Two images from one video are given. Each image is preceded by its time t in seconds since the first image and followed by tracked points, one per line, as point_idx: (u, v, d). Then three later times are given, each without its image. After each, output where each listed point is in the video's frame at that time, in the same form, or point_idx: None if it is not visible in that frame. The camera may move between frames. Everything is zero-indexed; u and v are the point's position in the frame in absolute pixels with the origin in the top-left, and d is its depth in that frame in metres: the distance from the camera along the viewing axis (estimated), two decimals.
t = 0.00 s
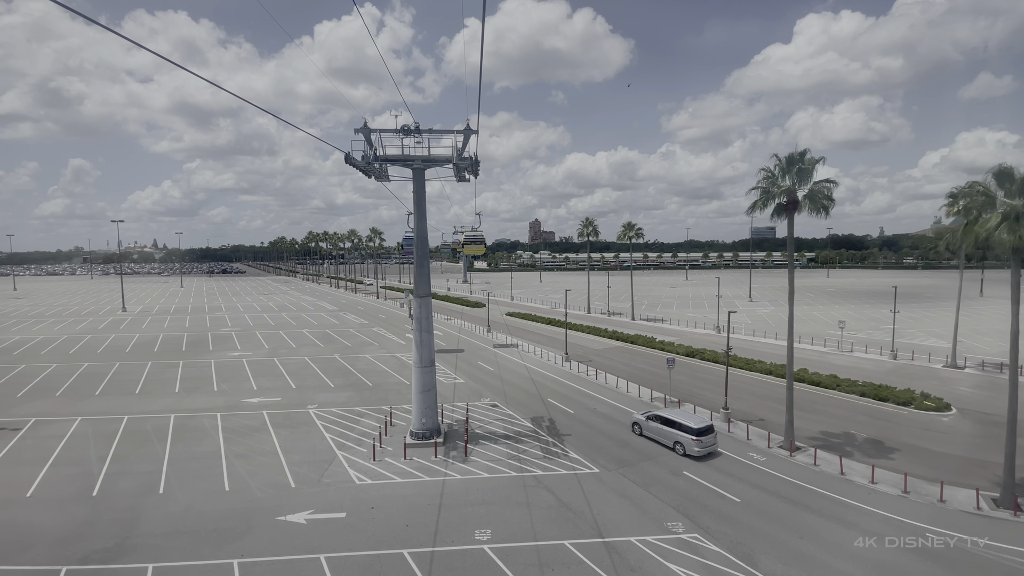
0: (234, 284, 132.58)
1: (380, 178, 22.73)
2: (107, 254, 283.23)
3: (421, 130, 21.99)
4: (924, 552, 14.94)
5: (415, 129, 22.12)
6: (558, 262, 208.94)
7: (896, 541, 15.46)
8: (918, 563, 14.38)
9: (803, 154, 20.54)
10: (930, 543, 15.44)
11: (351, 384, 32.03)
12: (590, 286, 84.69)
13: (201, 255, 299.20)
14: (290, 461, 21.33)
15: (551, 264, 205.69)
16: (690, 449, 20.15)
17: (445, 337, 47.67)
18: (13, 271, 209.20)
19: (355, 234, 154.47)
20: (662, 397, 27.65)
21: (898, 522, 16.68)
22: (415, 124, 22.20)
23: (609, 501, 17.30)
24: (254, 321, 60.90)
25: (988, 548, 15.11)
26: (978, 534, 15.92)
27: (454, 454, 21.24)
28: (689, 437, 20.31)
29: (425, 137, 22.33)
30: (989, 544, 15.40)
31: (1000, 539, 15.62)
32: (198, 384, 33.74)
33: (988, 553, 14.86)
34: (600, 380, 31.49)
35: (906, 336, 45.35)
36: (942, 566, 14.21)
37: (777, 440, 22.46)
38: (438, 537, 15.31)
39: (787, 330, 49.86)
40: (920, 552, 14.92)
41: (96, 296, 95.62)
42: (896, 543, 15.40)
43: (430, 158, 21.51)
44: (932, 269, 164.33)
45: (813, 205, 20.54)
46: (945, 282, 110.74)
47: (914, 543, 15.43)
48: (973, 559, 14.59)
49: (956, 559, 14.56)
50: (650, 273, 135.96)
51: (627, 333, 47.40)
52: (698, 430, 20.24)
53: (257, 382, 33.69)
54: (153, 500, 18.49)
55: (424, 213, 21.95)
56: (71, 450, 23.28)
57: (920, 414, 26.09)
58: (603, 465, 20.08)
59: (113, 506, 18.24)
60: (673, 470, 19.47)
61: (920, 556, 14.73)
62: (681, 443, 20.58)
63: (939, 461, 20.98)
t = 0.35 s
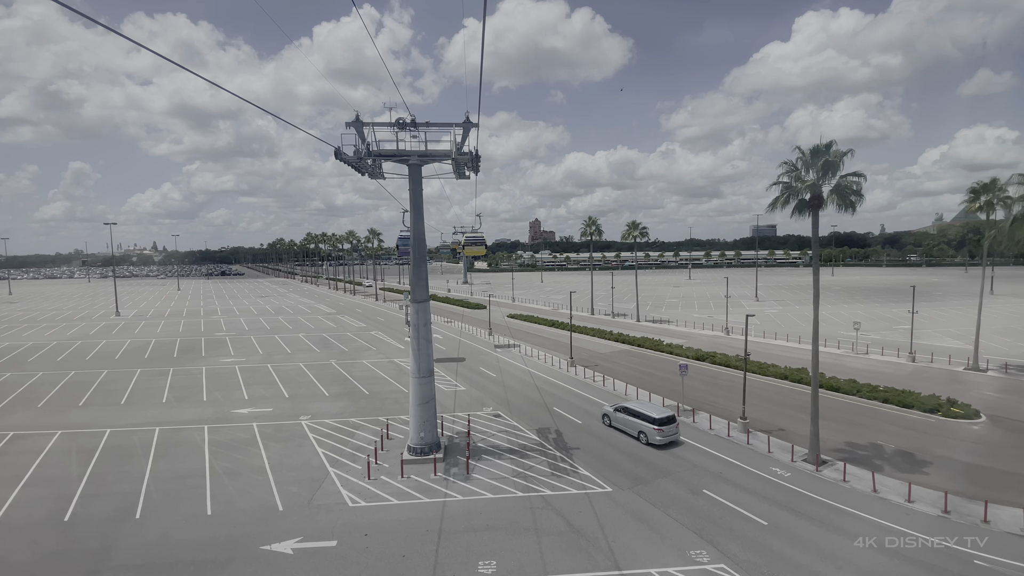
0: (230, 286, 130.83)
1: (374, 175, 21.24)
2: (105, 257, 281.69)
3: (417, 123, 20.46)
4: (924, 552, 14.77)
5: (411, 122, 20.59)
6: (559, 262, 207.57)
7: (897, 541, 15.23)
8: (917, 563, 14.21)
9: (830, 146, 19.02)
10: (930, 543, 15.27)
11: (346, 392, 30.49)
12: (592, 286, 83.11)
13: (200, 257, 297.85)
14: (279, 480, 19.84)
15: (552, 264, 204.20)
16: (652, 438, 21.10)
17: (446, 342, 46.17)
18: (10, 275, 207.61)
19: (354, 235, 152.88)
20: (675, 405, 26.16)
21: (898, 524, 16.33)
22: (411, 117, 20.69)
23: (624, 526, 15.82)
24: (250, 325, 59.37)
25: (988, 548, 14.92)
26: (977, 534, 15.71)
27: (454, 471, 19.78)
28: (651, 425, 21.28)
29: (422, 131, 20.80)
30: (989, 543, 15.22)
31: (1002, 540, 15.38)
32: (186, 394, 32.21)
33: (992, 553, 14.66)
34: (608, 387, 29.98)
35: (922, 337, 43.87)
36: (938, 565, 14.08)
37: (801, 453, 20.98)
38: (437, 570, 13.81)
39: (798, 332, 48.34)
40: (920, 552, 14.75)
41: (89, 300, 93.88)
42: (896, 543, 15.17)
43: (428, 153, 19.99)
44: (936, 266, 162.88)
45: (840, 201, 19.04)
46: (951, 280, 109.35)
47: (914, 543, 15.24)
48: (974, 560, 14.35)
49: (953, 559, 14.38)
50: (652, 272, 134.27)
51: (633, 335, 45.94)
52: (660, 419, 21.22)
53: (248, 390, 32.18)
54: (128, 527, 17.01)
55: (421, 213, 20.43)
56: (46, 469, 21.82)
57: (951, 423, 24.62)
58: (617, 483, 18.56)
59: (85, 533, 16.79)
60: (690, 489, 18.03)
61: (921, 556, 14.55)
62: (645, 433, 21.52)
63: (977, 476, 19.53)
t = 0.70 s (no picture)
0: (227, 288, 129.07)
1: (367, 173, 19.80)
2: (103, 259, 280.16)
3: (412, 116, 18.98)
4: (924, 552, 14.79)
5: (406, 115, 19.10)
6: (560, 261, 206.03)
7: (896, 541, 15.27)
8: (900, 563, 14.22)
9: (860, 137, 17.62)
10: (930, 543, 15.27)
11: (341, 402, 28.92)
12: (595, 286, 81.57)
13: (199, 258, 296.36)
14: (266, 503, 18.32)
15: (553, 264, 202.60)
16: (618, 428, 22.30)
17: (446, 346, 44.67)
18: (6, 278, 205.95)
19: (353, 236, 151.30)
20: (688, 415, 24.80)
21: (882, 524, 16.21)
22: (406, 109, 19.21)
23: (643, 555, 14.37)
24: (245, 329, 57.81)
25: (986, 547, 15.00)
26: (978, 533, 15.73)
27: (455, 491, 18.30)
28: (617, 417, 22.49)
29: (418, 124, 19.33)
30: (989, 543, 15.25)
31: (1005, 540, 15.33)
32: (174, 405, 30.65)
33: (998, 556, 14.54)
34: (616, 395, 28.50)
35: (939, 340, 42.30)
36: (916, 565, 14.10)
37: (829, 469, 19.53)
38: None
39: (810, 334, 46.78)
40: (921, 553, 14.76)
41: (83, 303, 92.28)
42: (896, 544, 15.20)
43: (424, 147, 18.54)
44: (941, 264, 161.26)
45: (872, 196, 17.59)
46: (958, 278, 107.75)
47: (914, 543, 15.26)
48: (958, 561, 14.31)
49: (930, 558, 14.42)
50: (654, 272, 132.61)
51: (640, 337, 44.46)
52: (626, 411, 22.42)
53: (239, 400, 30.66)
54: (99, 557, 15.55)
55: (417, 212, 18.98)
56: (18, 489, 20.33)
57: (983, 433, 23.16)
58: (632, 505, 17.07)
59: (52, 565, 15.32)
60: (712, 511, 16.62)
61: (922, 556, 14.57)
62: (611, 424, 22.71)
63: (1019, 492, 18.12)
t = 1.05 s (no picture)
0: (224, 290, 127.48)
1: (359, 169, 18.33)
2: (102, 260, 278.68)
3: (406, 106, 17.38)
4: (925, 552, 14.78)
5: (400, 106, 17.51)
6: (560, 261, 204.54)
7: (896, 541, 15.25)
8: (901, 563, 14.18)
9: (895, 128, 16.30)
10: (930, 543, 15.27)
11: (335, 412, 27.44)
12: (598, 287, 80.05)
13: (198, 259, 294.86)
14: (250, 528, 16.86)
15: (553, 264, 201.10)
16: (586, 419, 23.47)
17: (445, 350, 43.17)
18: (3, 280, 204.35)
19: (351, 236, 149.85)
20: (702, 426, 23.45)
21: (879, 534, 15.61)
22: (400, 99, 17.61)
23: None
24: (239, 332, 56.33)
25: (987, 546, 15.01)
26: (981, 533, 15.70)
27: (455, 514, 16.84)
28: (586, 409, 23.64)
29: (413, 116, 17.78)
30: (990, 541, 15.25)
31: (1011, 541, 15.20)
32: (159, 415, 29.16)
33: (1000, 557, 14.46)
34: (625, 404, 27.02)
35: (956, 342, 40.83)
36: (897, 565, 14.04)
37: (859, 487, 18.15)
38: None
39: (820, 336, 45.36)
40: (921, 552, 14.76)
41: (77, 305, 90.72)
42: (897, 543, 15.19)
43: (420, 140, 17.00)
44: (945, 262, 159.89)
45: (908, 191, 16.13)
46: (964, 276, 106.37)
47: (915, 543, 15.24)
48: (924, 561, 14.32)
49: (912, 559, 14.37)
50: (656, 271, 131.22)
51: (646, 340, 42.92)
52: (594, 403, 23.59)
53: (228, 410, 29.14)
54: None
55: (413, 211, 17.47)
56: None
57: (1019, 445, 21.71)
58: (649, 533, 15.56)
59: None
60: (737, 538, 15.18)
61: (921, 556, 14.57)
62: (580, 415, 23.88)
63: None
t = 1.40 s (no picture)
0: (222, 290, 126.13)
1: (350, 165, 16.81)
2: (101, 260, 277.64)
3: (400, 95, 15.87)
4: (923, 552, 14.79)
5: (392, 94, 16.00)
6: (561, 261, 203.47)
7: (896, 541, 15.21)
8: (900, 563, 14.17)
9: (936, 119, 14.90)
10: (930, 544, 15.21)
11: (328, 423, 25.94)
12: (600, 288, 78.62)
13: (197, 259, 294.12)
14: (228, 557, 15.40)
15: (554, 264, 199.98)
16: (556, 411, 24.78)
17: (444, 355, 41.74)
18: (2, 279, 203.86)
19: (349, 236, 148.25)
20: (718, 439, 22.05)
21: (904, 558, 14.42)
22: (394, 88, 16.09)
23: None
24: (233, 334, 54.87)
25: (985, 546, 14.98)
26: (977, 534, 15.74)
27: (453, 540, 15.43)
28: (556, 401, 24.93)
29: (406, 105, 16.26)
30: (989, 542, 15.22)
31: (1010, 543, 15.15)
32: (144, 425, 27.67)
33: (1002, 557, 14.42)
34: (633, 413, 25.56)
35: (975, 347, 39.33)
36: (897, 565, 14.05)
37: (893, 510, 16.73)
38: None
39: (832, 339, 43.88)
40: (920, 552, 14.75)
41: (70, 307, 89.03)
42: (896, 543, 15.17)
43: (415, 132, 15.50)
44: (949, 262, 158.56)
45: (951, 186, 14.62)
46: (970, 277, 105.04)
47: (914, 543, 15.20)
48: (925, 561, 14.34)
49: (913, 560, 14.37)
50: (657, 272, 129.89)
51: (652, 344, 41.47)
52: (563, 395, 24.87)
53: (216, 420, 27.68)
54: None
55: (407, 210, 15.99)
56: None
57: None
58: (666, 563, 14.09)
59: None
60: (762, 569, 13.72)
61: (922, 556, 14.57)
62: (551, 408, 25.17)
63: None
